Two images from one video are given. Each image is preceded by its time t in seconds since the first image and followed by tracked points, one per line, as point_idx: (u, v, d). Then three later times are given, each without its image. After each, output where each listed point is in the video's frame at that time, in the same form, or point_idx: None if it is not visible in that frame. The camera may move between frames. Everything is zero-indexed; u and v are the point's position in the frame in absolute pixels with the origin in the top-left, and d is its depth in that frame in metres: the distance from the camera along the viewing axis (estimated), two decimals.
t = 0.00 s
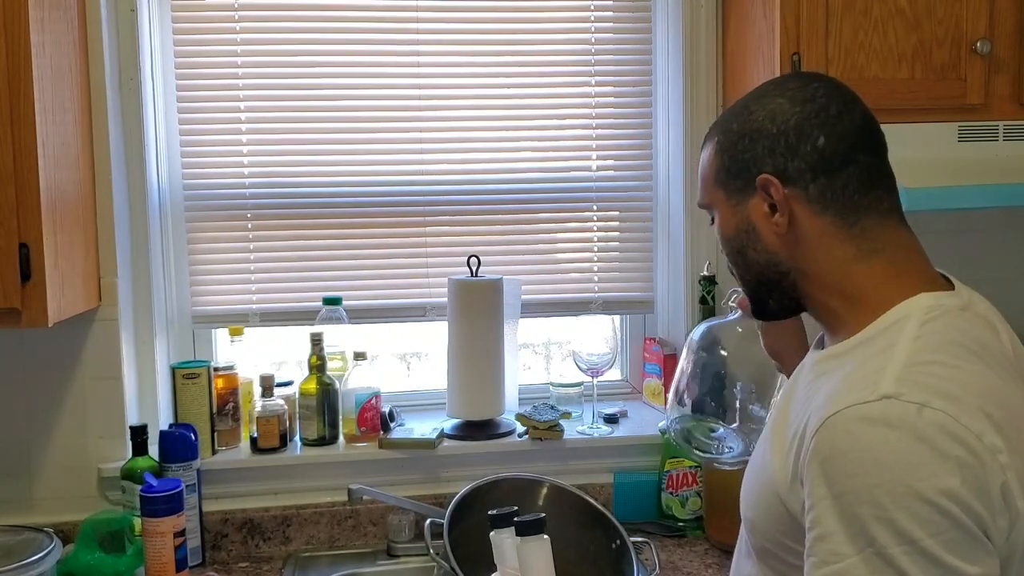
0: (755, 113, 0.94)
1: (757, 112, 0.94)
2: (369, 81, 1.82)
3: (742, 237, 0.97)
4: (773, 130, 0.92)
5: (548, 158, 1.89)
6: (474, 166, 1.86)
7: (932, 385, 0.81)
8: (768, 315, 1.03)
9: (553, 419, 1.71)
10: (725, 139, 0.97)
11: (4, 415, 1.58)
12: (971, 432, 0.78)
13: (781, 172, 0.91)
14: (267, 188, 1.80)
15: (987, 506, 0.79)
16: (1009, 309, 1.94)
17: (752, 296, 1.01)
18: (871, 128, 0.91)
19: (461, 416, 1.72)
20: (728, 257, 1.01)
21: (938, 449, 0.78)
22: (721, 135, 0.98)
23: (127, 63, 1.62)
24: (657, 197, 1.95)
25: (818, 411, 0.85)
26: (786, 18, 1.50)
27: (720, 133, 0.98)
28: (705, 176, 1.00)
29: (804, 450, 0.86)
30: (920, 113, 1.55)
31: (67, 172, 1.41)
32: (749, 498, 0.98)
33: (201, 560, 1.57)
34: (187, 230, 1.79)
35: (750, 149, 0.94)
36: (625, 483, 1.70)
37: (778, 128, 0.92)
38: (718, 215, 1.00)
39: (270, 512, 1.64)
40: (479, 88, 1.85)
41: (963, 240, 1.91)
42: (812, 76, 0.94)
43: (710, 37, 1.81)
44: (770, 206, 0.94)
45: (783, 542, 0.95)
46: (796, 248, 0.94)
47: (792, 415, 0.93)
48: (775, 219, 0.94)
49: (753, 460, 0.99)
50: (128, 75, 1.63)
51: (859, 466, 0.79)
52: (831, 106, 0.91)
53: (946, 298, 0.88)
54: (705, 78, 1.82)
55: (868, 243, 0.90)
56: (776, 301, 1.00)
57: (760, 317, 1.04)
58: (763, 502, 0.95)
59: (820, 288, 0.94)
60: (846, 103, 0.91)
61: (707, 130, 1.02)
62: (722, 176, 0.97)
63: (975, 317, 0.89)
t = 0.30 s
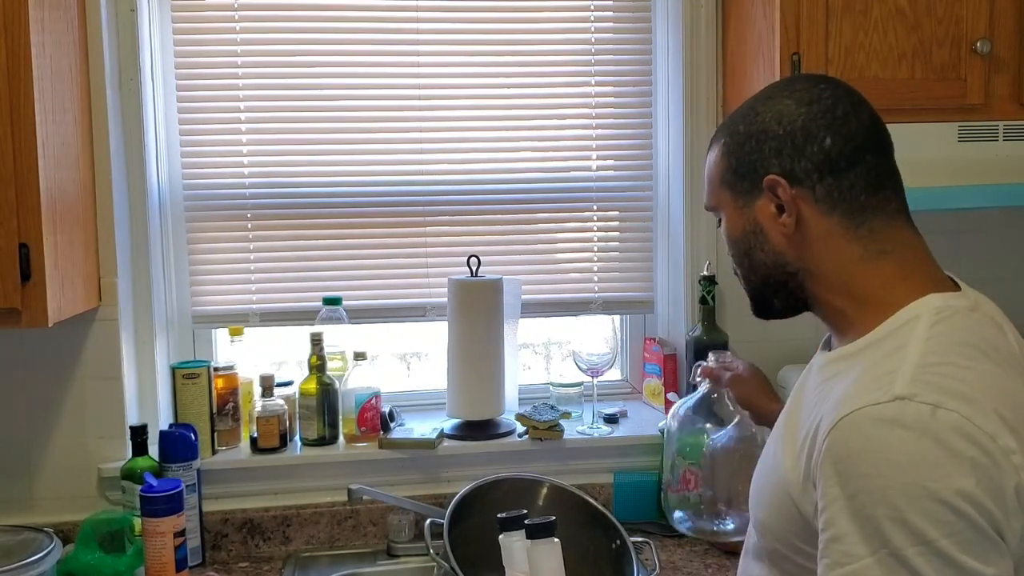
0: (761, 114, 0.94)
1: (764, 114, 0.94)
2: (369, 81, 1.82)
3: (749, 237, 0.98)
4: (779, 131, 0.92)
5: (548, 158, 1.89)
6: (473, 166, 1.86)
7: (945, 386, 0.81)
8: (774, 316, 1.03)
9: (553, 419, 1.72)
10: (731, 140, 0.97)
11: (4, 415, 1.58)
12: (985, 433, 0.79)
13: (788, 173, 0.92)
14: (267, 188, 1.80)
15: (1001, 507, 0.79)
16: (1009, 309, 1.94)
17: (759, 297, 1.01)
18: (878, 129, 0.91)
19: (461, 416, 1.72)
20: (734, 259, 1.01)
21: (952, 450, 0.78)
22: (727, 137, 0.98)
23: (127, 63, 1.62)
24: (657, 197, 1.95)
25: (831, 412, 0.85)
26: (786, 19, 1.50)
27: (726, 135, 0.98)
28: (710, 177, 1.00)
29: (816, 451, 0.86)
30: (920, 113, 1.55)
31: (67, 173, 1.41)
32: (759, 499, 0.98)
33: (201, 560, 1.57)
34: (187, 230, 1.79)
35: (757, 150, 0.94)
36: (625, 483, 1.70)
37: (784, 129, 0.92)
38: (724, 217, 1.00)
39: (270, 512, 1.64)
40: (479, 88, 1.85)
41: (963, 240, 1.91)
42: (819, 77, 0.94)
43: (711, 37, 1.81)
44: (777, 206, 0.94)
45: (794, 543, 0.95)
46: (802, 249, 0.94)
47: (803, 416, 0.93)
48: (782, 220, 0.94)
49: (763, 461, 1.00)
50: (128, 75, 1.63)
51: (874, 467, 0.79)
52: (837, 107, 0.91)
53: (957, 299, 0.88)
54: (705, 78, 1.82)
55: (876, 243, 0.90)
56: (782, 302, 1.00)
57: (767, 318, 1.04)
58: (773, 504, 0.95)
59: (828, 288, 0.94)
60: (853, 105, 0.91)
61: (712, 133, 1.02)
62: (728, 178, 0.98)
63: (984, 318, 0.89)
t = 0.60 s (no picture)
0: (775, 108, 0.94)
1: (777, 107, 0.94)
2: (368, 81, 1.82)
3: (753, 232, 0.97)
4: (795, 125, 0.92)
5: (548, 157, 1.89)
6: (473, 167, 1.86)
7: (953, 381, 0.81)
8: (764, 312, 1.03)
9: (553, 419, 1.72)
10: (741, 132, 0.96)
11: (4, 415, 1.58)
12: (995, 426, 0.79)
13: (804, 168, 0.91)
14: (267, 188, 1.80)
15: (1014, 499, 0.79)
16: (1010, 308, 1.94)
17: (753, 293, 1.01)
18: (885, 131, 0.93)
19: (461, 416, 1.72)
20: (731, 253, 1.01)
21: (964, 443, 0.78)
22: (736, 129, 0.97)
23: (126, 63, 1.62)
24: (657, 197, 1.95)
25: (838, 410, 0.85)
26: (786, 19, 1.50)
27: (732, 126, 0.97)
28: (714, 170, 0.99)
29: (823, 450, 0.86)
30: (920, 113, 1.55)
31: (67, 172, 1.41)
32: (764, 498, 0.99)
33: (201, 560, 1.57)
34: (187, 230, 1.79)
35: (770, 144, 0.93)
36: (625, 483, 1.70)
37: (800, 124, 0.92)
38: (727, 210, 0.99)
39: (270, 512, 1.64)
40: (479, 88, 1.85)
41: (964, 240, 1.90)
42: (829, 76, 0.95)
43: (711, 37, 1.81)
44: (787, 201, 0.93)
45: (801, 541, 0.95)
46: (809, 246, 0.94)
47: (807, 417, 0.93)
48: (791, 215, 0.93)
49: (767, 459, 1.00)
50: (128, 75, 1.63)
51: (885, 463, 0.79)
52: (849, 106, 0.92)
53: (956, 295, 0.89)
54: (705, 78, 1.82)
55: (881, 243, 0.92)
56: (777, 298, 1.00)
57: (755, 314, 1.05)
58: (781, 505, 0.95)
59: (830, 287, 0.95)
60: (863, 106, 0.92)
61: (715, 125, 1.01)
62: (736, 170, 0.97)
63: (984, 313, 0.90)
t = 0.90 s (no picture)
0: (745, 123, 0.96)
1: (748, 121, 0.96)
2: (368, 81, 1.82)
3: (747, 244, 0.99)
4: (764, 138, 0.94)
5: (548, 157, 1.89)
6: (472, 167, 1.86)
7: (952, 385, 0.81)
8: (777, 321, 1.04)
9: (553, 419, 1.72)
10: (720, 149, 0.99)
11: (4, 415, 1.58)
12: (994, 430, 0.79)
13: (777, 179, 0.93)
14: (267, 188, 1.80)
15: (1012, 504, 0.79)
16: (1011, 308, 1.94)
17: (763, 303, 1.02)
18: (862, 130, 0.92)
19: (461, 416, 1.72)
20: (736, 266, 1.03)
21: (962, 448, 0.78)
22: (717, 148, 1.00)
23: (127, 63, 1.63)
24: (657, 197, 1.95)
25: (837, 414, 0.85)
26: (786, 19, 1.50)
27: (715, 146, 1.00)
28: (704, 187, 1.02)
29: (823, 454, 0.86)
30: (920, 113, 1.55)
31: (67, 172, 1.42)
32: (766, 504, 0.98)
33: (201, 560, 1.57)
34: (187, 230, 1.79)
35: (744, 158, 0.96)
36: (625, 483, 1.70)
37: (768, 136, 0.94)
38: (722, 226, 1.01)
39: (270, 512, 1.64)
40: (479, 88, 1.85)
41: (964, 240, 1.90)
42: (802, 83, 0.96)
43: (711, 36, 1.81)
44: (769, 213, 0.95)
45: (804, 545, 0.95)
46: (797, 254, 0.95)
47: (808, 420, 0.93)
48: (775, 226, 0.95)
49: (770, 463, 1.00)
50: (128, 76, 1.63)
51: (884, 469, 0.79)
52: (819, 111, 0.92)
53: (954, 295, 0.89)
54: (705, 77, 1.82)
55: (870, 244, 0.91)
56: (784, 306, 1.01)
57: (770, 325, 1.06)
58: (780, 507, 0.95)
59: (826, 291, 0.95)
60: (836, 107, 0.93)
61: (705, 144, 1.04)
62: (718, 187, 1.00)
63: (984, 314, 0.90)
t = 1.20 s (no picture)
0: (721, 138, 0.97)
1: (723, 138, 0.97)
2: (369, 81, 1.82)
3: (735, 259, 1.00)
4: (737, 154, 0.95)
5: (548, 157, 1.89)
6: (473, 167, 1.86)
7: (924, 404, 0.81)
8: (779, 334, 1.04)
9: (553, 419, 1.72)
10: (700, 167, 1.00)
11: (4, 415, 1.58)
12: (964, 452, 0.79)
13: (753, 194, 0.94)
14: (267, 188, 1.80)
15: (982, 528, 0.79)
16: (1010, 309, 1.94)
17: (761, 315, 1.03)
18: (837, 134, 0.91)
19: (461, 416, 1.73)
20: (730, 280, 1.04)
21: (928, 472, 0.78)
22: (697, 165, 1.01)
23: (127, 63, 1.62)
24: (657, 197, 1.95)
25: (813, 432, 0.86)
26: (786, 20, 1.50)
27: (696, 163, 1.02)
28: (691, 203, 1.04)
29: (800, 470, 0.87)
30: (919, 113, 1.55)
31: (67, 172, 1.42)
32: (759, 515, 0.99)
33: (201, 560, 1.57)
34: (187, 230, 1.79)
35: (720, 175, 0.97)
36: (625, 483, 1.70)
37: (740, 151, 0.95)
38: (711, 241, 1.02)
39: (270, 512, 1.64)
40: (479, 88, 1.85)
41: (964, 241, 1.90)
42: (776, 91, 0.96)
43: (710, 36, 1.81)
44: (750, 228, 0.96)
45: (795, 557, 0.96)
46: (782, 267, 0.95)
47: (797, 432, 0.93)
48: (757, 241, 0.96)
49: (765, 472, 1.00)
50: (128, 75, 1.63)
51: (850, 491, 0.80)
52: (791, 120, 0.92)
53: (943, 304, 0.87)
54: (705, 78, 1.82)
55: (854, 254, 0.90)
56: (779, 318, 1.01)
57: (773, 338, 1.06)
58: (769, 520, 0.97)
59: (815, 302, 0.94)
60: (810, 114, 0.92)
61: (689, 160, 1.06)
62: (702, 205, 1.01)
63: (979, 323, 0.88)
